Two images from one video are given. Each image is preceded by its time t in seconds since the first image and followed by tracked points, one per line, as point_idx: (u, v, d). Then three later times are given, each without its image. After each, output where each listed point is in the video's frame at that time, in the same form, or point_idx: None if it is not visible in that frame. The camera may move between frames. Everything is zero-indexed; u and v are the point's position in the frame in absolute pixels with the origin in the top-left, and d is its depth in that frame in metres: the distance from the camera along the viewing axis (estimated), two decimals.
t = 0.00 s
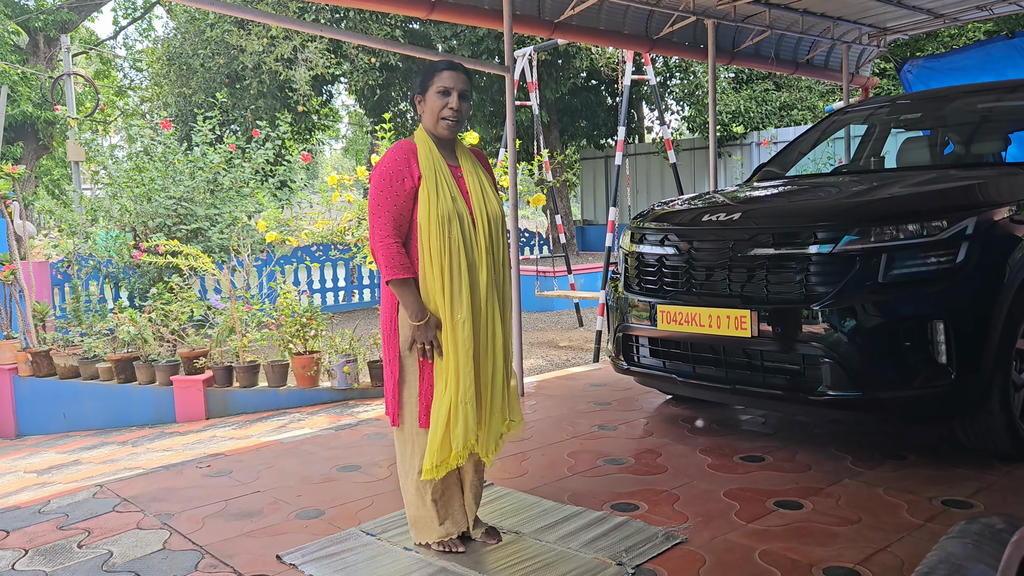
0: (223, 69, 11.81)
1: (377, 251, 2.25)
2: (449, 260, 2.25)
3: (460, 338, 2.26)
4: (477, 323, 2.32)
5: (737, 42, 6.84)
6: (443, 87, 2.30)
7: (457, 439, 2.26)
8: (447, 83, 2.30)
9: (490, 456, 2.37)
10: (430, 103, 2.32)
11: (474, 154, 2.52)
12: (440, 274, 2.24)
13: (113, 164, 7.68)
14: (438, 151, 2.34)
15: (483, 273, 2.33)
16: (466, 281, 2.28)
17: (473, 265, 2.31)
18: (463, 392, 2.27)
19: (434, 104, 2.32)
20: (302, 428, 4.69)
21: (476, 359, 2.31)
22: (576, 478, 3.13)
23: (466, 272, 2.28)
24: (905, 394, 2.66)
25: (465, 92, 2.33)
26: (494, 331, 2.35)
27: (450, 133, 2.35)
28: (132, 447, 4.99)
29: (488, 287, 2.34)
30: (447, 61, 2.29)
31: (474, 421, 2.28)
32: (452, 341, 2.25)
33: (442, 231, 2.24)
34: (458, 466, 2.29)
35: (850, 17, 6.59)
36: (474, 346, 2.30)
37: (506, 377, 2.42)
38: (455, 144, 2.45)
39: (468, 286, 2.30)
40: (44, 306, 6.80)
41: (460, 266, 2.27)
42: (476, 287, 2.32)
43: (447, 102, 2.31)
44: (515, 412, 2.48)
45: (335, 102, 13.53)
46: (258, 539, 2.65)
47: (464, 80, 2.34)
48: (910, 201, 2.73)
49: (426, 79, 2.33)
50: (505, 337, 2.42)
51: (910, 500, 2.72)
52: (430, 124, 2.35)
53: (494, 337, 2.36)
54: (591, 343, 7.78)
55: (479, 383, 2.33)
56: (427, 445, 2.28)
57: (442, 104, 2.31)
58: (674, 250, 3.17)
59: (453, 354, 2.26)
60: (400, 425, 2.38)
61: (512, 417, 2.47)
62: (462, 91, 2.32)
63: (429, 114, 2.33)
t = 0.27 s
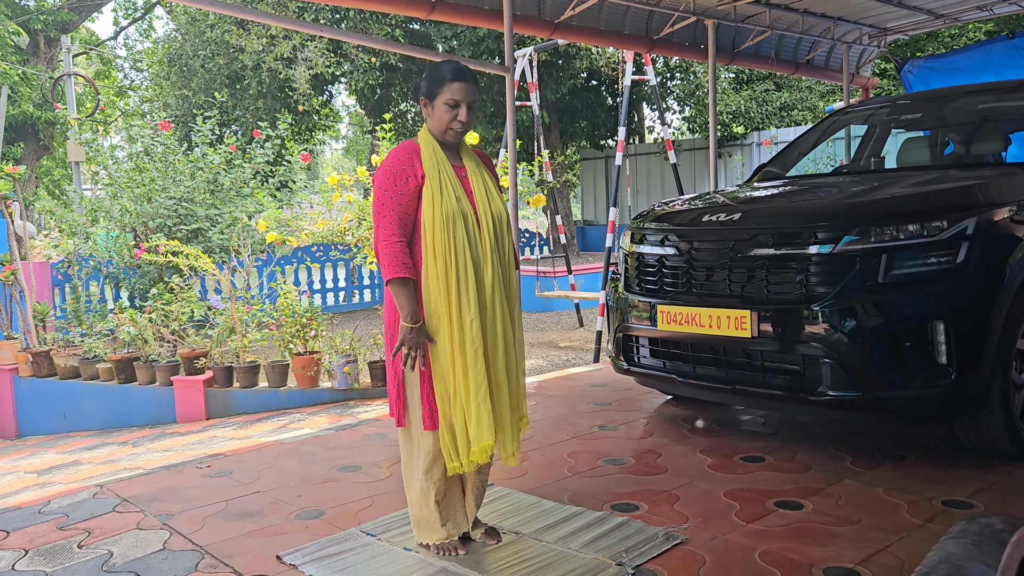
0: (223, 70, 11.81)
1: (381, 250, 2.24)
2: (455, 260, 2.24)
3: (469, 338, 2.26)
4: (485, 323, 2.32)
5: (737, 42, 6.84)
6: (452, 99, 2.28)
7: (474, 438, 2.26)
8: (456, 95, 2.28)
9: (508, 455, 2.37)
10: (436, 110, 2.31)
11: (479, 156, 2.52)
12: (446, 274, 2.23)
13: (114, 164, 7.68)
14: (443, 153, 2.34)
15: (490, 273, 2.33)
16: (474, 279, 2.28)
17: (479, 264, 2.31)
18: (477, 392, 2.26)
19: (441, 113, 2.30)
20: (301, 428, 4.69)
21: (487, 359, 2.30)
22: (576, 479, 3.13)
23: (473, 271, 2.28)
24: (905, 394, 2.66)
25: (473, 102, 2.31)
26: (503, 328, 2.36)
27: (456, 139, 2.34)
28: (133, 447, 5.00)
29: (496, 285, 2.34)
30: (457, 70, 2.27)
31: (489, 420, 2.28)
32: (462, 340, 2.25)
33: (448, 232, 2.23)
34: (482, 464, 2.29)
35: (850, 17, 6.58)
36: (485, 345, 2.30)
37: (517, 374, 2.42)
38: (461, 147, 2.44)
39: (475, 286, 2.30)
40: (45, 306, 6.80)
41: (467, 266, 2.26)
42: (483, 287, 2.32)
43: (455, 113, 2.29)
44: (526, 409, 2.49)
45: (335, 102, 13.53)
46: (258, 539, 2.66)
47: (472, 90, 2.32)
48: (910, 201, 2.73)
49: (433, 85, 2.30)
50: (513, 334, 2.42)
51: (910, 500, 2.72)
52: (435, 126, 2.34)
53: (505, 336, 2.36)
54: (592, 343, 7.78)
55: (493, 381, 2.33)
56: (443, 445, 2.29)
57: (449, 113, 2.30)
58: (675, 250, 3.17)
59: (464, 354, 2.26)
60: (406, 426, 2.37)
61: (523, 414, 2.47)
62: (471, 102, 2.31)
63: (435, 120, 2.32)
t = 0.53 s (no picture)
0: (224, 72, 11.83)
1: (381, 255, 2.25)
2: (455, 266, 2.24)
3: (469, 345, 2.26)
4: (486, 329, 2.32)
5: (737, 45, 6.85)
6: (459, 100, 2.29)
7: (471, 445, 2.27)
8: (462, 97, 2.29)
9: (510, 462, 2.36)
10: (442, 113, 2.31)
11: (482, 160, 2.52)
12: (445, 280, 2.24)
13: (115, 166, 7.68)
14: (447, 158, 2.34)
15: (490, 280, 2.32)
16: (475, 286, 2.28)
17: (480, 270, 2.31)
18: (475, 398, 2.26)
19: (447, 116, 2.31)
20: (302, 431, 4.69)
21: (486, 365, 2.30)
22: (577, 482, 3.13)
23: (474, 277, 2.28)
24: (906, 397, 2.66)
25: (478, 105, 2.32)
26: (505, 335, 2.35)
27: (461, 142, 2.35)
28: (133, 450, 5.00)
29: (497, 291, 2.34)
30: (463, 72, 2.28)
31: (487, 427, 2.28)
32: (461, 347, 2.26)
33: (448, 238, 2.24)
34: (478, 471, 2.30)
35: (851, 20, 6.58)
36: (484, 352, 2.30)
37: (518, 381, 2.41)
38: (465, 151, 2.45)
39: (476, 292, 2.29)
40: (46, 308, 6.87)
41: (467, 273, 2.26)
42: (484, 293, 2.32)
43: (462, 116, 2.30)
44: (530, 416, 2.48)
45: (336, 105, 13.54)
46: (258, 542, 2.66)
47: (478, 92, 2.33)
48: (910, 204, 2.73)
49: (437, 88, 2.30)
50: (515, 340, 2.42)
51: (910, 503, 2.72)
52: (440, 131, 2.34)
53: (507, 343, 2.36)
54: (592, 346, 7.78)
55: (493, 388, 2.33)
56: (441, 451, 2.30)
57: (455, 115, 2.30)
58: (675, 253, 3.17)
59: (462, 360, 2.26)
60: (405, 431, 2.37)
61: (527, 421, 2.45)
62: (476, 104, 2.32)
63: (441, 123, 2.33)
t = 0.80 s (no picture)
0: (227, 77, 11.86)
1: (385, 260, 2.26)
2: (455, 271, 2.25)
3: (465, 351, 2.26)
4: (486, 335, 2.32)
5: (739, 50, 6.87)
6: (459, 104, 2.29)
7: (464, 451, 2.26)
8: (462, 101, 2.29)
9: (509, 468, 2.36)
10: (443, 117, 2.32)
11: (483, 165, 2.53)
12: (445, 285, 2.24)
13: (117, 170, 7.69)
14: (449, 163, 2.35)
15: (491, 286, 2.32)
16: (474, 291, 2.28)
17: (480, 275, 2.31)
18: (469, 403, 2.26)
19: (449, 121, 2.31)
20: (303, 435, 4.69)
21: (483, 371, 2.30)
22: (578, 486, 3.13)
23: (474, 282, 2.28)
24: (907, 402, 2.66)
25: (478, 108, 2.33)
26: (503, 341, 2.35)
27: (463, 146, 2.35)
28: (135, 453, 5.00)
29: (497, 297, 2.34)
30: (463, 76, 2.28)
31: (480, 433, 2.28)
32: (457, 352, 2.26)
33: (449, 242, 2.24)
34: (470, 479, 2.30)
35: (852, 25, 6.59)
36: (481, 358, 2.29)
37: (518, 388, 2.41)
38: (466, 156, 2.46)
39: (476, 298, 2.29)
40: (48, 312, 6.83)
41: (467, 278, 2.26)
42: (484, 300, 2.32)
43: (462, 120, 2.31)
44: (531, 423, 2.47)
45: (338, 109, 13.57)
46: (259, 546, 2.66)
47: (478, 95, 2.34)
48: (912, 210, 2.74)
49: (438, 93, 2.31)
50: (515, 346, 2.41)
51: (912, 509, 2.72)
52: (442, 136, 2.35)
53: (506, 349, 2.36)
54: (593, 350, 7.79)
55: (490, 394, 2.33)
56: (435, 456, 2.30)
57: (456, 119, 2.31)
58: (677, 258, 3.17)
59: (458, 366, 2.26)
60: (405, 435, 2.38)
61: (528, 427, 2.45)
62: (477, 108, 2.32)
63: (442, 128, 2.33)
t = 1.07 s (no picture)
0: (230, 81, 11.89)
1: (390, 266, 2.25)
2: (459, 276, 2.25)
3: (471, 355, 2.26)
4: (489, 339, 2.33)
5: (742, 55, 6.87)
6: (460, 112, 2.30)
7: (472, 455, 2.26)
8: (464, 108, 2.30)
9: (512, 472, 2.37)
10: (444, 123, 2.33)
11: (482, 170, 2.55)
12: (449, 290, 2.24)
13: (120, 173, 7.71)
14: (450, 169, 2.36)
15: (493, 289, 2.33)
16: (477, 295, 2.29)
17: (483, 279, 2.32)
18: (476, 408, 2.27)
19: (450, 127, 2.32)
20: (306, 438, 4.70)
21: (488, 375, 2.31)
22: (581, 491, 3.12)
23: (477, 287, 2.29)
24: (910, 408, 2.66)
25: (480, 115, 2.34)
26: (506, 344, 2.36)
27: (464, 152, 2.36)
28: (138, 456, 5.01)
29: (499, 301, 2.35)
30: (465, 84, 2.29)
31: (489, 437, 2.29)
32: (463, 357, 2.26)
33: (452, 248, 2.25)
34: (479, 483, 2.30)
35: (856, 30, 6.59)
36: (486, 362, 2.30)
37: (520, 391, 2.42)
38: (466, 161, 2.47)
39: (479, 303, 2.30)
40: (51, 314, 6.83)
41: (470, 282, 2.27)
42: (487, 304, 2.33)
43: (464, 127, 2.31)
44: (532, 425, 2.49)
45: (341, 113, 13.59)
46: (262, 550, 2.66)
47: (480, 103, 2.34)
48: (915, 215, 2.74)
49: (439, 100, 2.32)
50: (517, 349, 2.42)
51: (915, 514, 2.71)
52: (443, 142, 2.35)
53: (508, 352, 2.37)
54: (596, 354, 7.78)
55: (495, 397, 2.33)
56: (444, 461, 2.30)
57: (458, 125, 2.31)
58: (680, 262, 3.18)
59: (465, 370, 2.26)
60: (410, 441, 2.38)
61: (531, 431, 2.46)
62: (479, 114, 2.33)
63: (444, 135, 2.34)
